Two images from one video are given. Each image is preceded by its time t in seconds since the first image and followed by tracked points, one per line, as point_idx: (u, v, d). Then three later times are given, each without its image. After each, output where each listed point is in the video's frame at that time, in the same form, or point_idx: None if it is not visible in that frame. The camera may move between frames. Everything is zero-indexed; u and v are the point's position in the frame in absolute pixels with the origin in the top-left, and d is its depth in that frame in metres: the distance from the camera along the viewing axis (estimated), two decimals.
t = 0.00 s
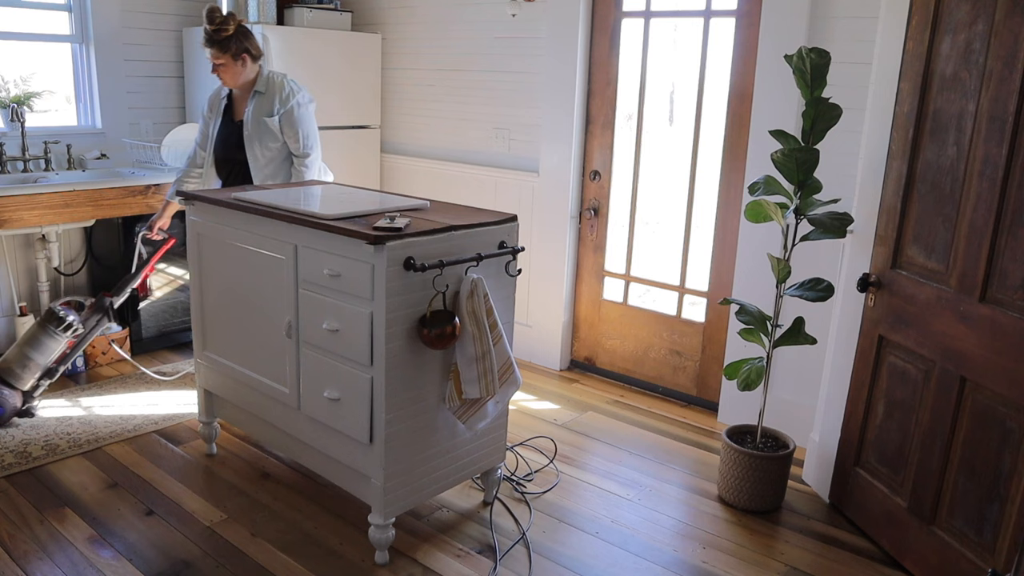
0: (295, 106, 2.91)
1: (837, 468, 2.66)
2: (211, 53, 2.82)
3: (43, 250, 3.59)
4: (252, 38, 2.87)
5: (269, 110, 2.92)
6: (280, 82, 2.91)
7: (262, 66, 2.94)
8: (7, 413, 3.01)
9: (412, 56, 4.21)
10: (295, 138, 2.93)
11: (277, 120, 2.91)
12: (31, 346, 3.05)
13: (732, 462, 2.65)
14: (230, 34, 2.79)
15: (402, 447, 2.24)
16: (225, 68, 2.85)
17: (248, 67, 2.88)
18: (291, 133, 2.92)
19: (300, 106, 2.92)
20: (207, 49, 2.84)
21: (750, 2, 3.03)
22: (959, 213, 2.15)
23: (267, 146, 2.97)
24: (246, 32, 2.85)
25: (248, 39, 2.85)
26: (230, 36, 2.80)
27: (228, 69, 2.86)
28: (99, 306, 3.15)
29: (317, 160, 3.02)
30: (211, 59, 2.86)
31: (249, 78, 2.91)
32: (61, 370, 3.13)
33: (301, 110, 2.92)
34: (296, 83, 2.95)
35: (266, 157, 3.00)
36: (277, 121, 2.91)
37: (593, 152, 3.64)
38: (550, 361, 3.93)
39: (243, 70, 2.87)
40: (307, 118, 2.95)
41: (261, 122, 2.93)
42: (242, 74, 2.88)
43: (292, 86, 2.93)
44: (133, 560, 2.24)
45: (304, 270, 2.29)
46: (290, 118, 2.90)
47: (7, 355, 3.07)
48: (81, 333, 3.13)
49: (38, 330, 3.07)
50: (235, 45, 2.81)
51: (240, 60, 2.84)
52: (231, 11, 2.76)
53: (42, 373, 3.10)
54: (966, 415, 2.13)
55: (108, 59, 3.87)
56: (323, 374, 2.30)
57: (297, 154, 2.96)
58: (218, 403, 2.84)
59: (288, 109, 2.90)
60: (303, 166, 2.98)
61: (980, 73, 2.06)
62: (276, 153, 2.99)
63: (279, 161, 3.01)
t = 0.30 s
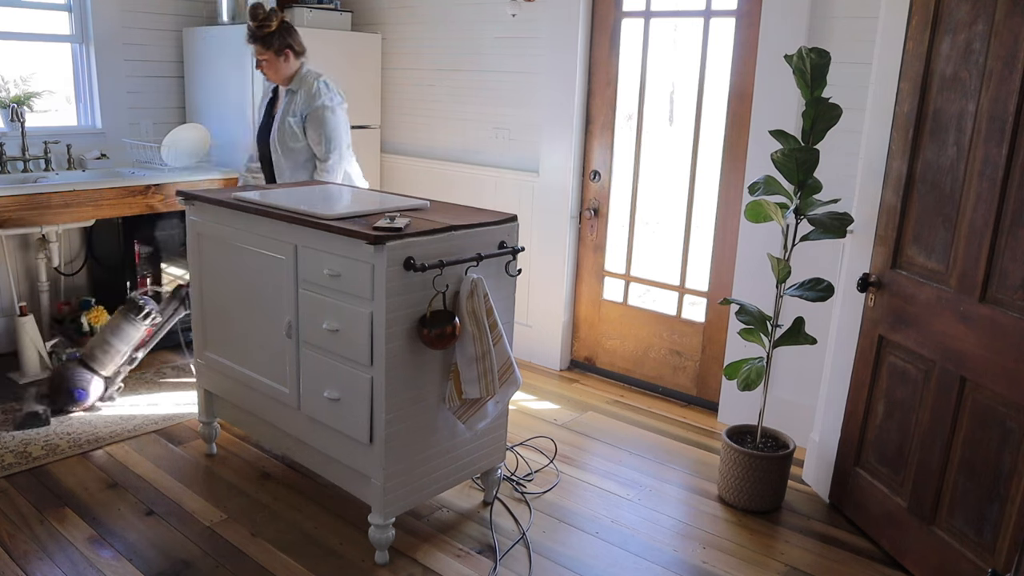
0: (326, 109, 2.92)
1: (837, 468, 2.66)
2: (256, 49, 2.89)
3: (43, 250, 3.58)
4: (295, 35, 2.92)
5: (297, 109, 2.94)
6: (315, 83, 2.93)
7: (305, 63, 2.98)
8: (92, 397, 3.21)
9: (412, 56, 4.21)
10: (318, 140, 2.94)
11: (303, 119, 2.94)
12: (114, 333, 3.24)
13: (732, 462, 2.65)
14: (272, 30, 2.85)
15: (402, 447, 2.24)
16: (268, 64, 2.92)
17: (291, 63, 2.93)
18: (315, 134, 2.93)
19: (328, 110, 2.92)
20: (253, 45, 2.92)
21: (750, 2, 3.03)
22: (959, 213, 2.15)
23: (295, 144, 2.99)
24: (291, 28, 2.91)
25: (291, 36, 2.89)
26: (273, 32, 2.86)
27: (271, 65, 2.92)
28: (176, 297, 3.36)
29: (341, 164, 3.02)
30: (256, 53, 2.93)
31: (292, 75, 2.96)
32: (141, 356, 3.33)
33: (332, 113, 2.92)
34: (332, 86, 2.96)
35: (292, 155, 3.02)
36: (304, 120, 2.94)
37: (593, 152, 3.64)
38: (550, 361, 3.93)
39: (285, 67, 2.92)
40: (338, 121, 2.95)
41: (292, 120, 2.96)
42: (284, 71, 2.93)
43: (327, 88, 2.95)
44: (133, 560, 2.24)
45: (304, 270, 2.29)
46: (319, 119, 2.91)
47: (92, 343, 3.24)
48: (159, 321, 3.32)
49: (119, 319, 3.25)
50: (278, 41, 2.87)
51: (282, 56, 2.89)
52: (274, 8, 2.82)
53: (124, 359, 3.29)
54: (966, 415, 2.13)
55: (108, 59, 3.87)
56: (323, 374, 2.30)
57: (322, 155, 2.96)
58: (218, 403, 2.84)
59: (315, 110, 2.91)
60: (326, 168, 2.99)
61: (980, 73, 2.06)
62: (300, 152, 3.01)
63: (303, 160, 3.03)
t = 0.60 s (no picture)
0: (342, 112, 2.91)
1: (837, 468, 2.66)
2: (292, 48, 2.95)
3: (43, 250, 3.58)
4: (329, 33, 2.97)
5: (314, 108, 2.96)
6: (338, 84, 2.93)
7: (339, 62, 3.02)
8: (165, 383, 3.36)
9: (412, 56, 4.21)
10: (328, 140, 2.95)
11: (317, 117, 2.95)
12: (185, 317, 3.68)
13: (732, 462, 2.65)
14: (307, 31, 2.91)
15: (402, 447, 2.24)
16: (303, 63, 2.98)
17: (324, 62, 2.98)
18: (328, 134, 2.94)
19: (343, 112, 2.91)
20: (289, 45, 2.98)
21: (750, 2, 3.03)
22: (959, 213, 2.15)
23: (306, 140, 3.01)
24: (325, 28, 2.95)
25: (325, 36, 2.95)
26: (307, 32, 2.91)
27: (306, 64, 2.98)
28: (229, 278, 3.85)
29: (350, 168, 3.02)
30: (292, 52, 2.99)
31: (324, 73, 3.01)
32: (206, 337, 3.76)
33: (347, 117, 2.92)
34: (355, 90, 2.95)
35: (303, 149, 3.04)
36: (318, 119, 2.95)
37: (593, 152, 3.64)
38: (550, 361, 3.93)
39: (318, 66, 2.97)
40: (352, 126, 2.94)
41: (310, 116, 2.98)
42: (318, 70, 2.99)
43: (349, 91, 2.94)
44: (133, 560, 2.24)
45: (304, 270, 2.29)
46: (333, 121, 2.91)
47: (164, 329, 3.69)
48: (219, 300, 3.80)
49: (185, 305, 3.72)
50: (313, 41, 2.92)
51: (317, 56, 2.95)
52: (309, 9, 2.85)
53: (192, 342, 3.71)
54: (966, 415, 2.13)
55: (108, 59, 3.87)
56: (323, 374, 2.30)
57: (329, 157, 2.97)
58: (218, 403, 2.84)
59: (330, 111, 2.92)
60: (333, 169, 2.99)
61: (980, 73, 2.06)
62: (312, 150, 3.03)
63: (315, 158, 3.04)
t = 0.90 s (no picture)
0: (376, 119, 2.99)
1: (837, 468, 2.66)
2: (326, 58, 3.04)
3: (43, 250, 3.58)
4: (362, 41, 3.03)
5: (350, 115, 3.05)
6: (372, 91, 3.01)
7: (373, 68, 3.09)
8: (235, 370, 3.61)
9: (413, 56, 4.21)
10: (360, 145, 3.03)
11: (352, 123, 3.04)
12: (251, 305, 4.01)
13: (732, 462, 2.64)
14: (340, 41, 2.98)
15: (402, 447, 2.24)
16: (339, 72, 3.06)
17: (359, 70, 3.06)
18: (361, 139, 3.02)
19: (376, 119, 2.99)
20: (325, 55, 3.07)
21: (750, 2, 3.03)
22: (959, 213, 2.15)
23: (342, 147, 3.10)
24: (357, 36, 3.02)
25: (357, 44, 3.01)
26: (340, 42, 2.99)
27: (341, 74, 3.06)
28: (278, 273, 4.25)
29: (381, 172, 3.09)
30: (327, 62, 3.07)
31: (359, 80, 3.09)
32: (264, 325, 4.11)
33: (380, 123, 3.00)
34: (388, 96, 3.02)
35: (338, 154, 3.14)
36: (353, 125, 3.04)
37: (593, 152, 3.64)
38: (551, 361, 3.93)
39: (353, 74, 3.05)
40: (385, 132, 3.02)
41: (345, 123, 3.07)
42: (354, 78, 3.06)
43: (382, 97, 3.01)
44: (133, 560, 2.24)
45: (304, 270, 2.29)
46: (367, 128, 3.00)
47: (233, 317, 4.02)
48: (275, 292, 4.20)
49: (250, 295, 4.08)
50: (345, 51, 3.00)
51: (351, 65, 3.03)
52: (339, 19, 2.92)
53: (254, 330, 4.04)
54: (966, 415, 2.13)
55: (109, 59, 3.87)
56: (323, 374, 2.30)
57: (361, 162, 3.05)
58: (218, 403, 2.84)
59: (364, 117, 3.00)
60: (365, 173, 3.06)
61: (980, 73, 2.06)
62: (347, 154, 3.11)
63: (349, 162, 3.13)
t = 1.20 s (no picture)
0: (385, 119, 2.98)
1: (837, 468, 2.66)
2: (344, 61, 3.11)
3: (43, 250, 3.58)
4: (376, 43, 3.07)
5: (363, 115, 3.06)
6: (383, 91, 3.01)
7: (390, 68, 3.12)
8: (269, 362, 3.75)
9: (413, 56, 4.21)
10: (372, 145, 3.02)
11: (365, 123, 3.04)
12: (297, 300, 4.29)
13: (732, 462, 2.64)
14: (354, 43, 3.03)
15: (402, 447, 2.24)
16: (357, 74, 3.12)
17: (375, 70, 3.10)
18: (372, 139, 3.02)
19: (386, 118, 2.98)
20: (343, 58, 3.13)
21: (750, 2, 3.03)
22: (959, 213, 2.15)
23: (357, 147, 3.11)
24: (372, 38, 3.06)
25: (372, 45, 3.06)
26: (355, 45, 3.04)
27: (359, 75, 3.12)
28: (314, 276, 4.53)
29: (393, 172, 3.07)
30: (345, 64, 3.14)
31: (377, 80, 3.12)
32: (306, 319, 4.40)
33: (390, 121, 2.98)
34: (398, 96, 3.01)
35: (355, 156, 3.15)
36: (365, 125, 3.04)
37: (593, 152, 3.64)
38: (551, 361, 3.93)
39: (369, 75, 3.10)
40: (395, 131, 3.00)
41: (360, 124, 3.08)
42: (370, 78, 3.11)
43: (392, 97, 3.01)
44: (133, 560, 2.24)
45: (304, 270, 2.29)
46: (376, 128, 2.99)
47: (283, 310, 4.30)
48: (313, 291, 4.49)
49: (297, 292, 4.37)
50: (360, 53, 3.05)
51: (367, 66, 3.08)
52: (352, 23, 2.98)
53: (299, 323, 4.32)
54: (966, 415, 2.13)
55: (109, 59, 3.87)
56: (323, 374, 2.30)
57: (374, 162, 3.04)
58: (218, 403, 2.84)
59: (375, 116, 3.00)
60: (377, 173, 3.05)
61: (980, 73, 2.06)
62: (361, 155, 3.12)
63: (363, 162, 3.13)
